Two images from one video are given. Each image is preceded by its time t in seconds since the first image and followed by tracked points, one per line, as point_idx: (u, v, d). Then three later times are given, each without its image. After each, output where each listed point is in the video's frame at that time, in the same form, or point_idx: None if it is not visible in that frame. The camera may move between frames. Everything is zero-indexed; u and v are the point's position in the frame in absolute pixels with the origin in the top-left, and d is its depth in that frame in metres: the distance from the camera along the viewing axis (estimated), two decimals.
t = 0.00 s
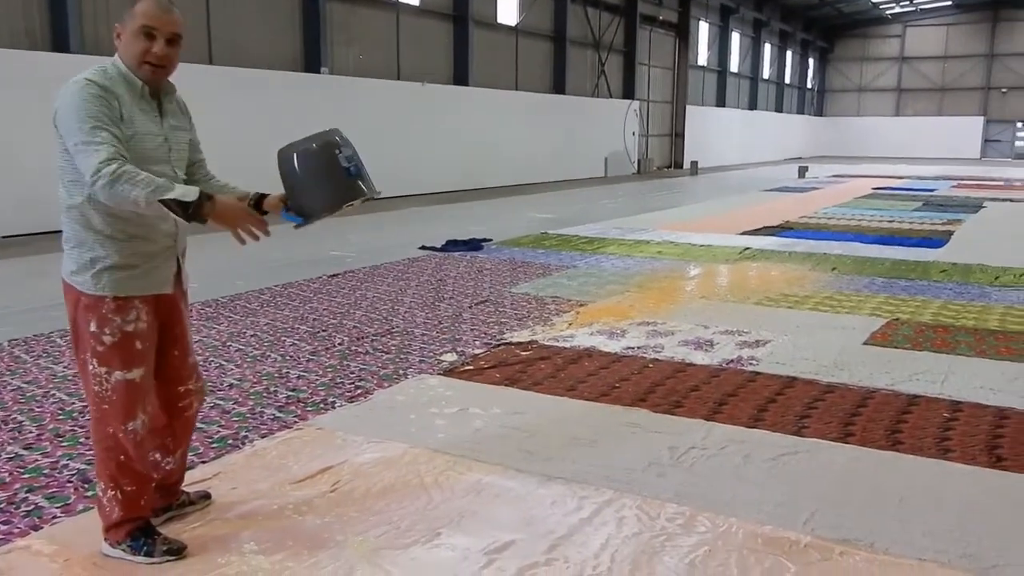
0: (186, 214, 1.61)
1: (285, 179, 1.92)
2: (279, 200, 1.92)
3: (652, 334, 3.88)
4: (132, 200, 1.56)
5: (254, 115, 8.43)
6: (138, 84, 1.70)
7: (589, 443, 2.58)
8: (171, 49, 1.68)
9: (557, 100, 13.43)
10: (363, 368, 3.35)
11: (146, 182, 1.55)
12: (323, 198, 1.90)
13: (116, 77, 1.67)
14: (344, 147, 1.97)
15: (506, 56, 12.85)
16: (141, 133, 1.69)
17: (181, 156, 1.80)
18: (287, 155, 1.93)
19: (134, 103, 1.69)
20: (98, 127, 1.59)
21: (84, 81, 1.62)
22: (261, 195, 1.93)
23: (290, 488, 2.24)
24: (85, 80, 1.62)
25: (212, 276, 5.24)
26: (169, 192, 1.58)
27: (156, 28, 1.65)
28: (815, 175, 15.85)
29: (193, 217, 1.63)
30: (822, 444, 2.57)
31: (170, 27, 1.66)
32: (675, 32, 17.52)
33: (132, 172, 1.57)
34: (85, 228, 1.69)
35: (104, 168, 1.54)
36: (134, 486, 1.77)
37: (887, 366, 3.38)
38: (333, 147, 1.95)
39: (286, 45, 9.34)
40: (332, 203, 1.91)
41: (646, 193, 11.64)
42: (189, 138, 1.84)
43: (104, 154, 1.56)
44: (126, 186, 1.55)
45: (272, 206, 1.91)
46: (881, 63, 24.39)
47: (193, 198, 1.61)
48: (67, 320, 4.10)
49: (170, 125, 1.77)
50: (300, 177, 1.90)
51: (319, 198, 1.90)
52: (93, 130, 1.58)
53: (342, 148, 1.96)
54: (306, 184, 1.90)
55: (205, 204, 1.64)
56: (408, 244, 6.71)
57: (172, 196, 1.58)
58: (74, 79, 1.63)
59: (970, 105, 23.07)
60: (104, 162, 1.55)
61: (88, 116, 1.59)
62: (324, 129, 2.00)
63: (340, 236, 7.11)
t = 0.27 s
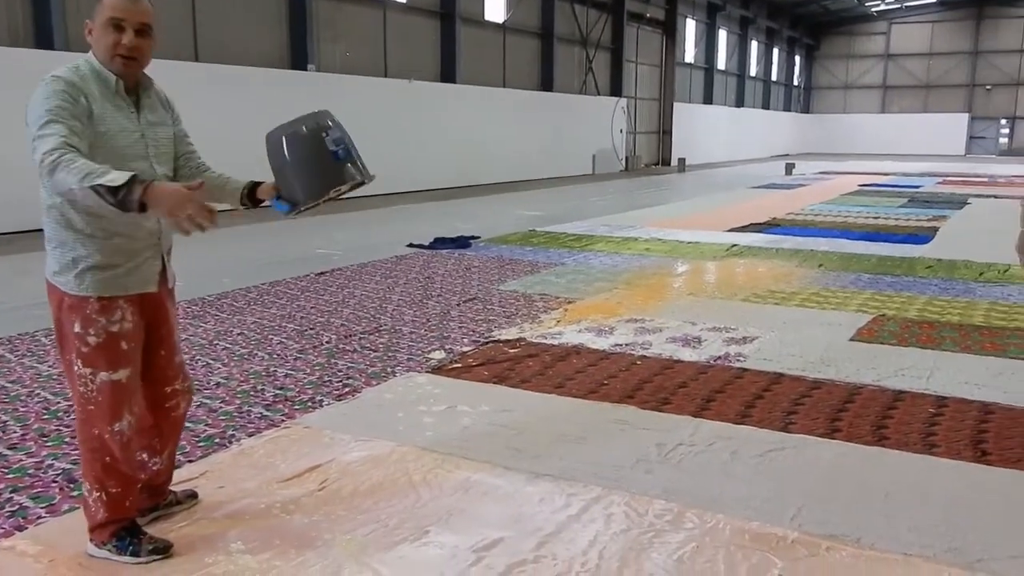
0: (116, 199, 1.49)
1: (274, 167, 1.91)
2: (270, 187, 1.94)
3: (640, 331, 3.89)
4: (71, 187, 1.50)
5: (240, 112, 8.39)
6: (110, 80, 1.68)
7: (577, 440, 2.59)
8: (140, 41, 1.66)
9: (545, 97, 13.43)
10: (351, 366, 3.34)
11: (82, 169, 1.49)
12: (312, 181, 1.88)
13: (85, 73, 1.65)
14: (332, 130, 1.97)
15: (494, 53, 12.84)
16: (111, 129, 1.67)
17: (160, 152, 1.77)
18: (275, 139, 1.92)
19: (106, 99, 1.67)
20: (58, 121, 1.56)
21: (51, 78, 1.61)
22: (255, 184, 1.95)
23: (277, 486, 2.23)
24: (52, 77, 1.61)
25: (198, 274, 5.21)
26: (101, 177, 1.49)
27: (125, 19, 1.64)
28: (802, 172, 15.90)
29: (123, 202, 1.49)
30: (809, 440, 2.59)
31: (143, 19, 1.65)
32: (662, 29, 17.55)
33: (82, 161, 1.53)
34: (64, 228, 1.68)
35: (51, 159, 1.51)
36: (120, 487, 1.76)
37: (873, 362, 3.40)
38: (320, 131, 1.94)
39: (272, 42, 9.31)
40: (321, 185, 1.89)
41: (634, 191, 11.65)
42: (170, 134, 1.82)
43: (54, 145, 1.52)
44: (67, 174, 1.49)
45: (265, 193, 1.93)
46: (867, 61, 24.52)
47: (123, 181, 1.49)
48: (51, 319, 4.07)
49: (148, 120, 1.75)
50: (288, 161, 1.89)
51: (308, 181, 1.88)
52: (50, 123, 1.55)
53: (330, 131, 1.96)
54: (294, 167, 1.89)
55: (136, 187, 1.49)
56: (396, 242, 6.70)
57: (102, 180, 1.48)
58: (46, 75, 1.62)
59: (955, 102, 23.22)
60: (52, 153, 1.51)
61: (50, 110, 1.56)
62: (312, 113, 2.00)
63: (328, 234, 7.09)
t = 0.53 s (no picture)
0: (58, 233, 1.46)
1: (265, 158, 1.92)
2: (263, 178, 1.94)
3: (633, 330, 3.89)
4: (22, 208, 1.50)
5: (233, 111, 8.36)
6: (93, 79, 1.67)
7: (571, 440, 2.58)
8: (121, 37, 1.65)
9: (538, 97, 13.43)
10: (344, 366, 3.33)
11: (31, 192, 1.48)
12: (300, 162, 1.88)
13: (66, 74, 1.64)
14: (320, 113, 1.97)
15: (487, 52, 12.83)
16: (91, 131, 1.65)
17: (148, 150, 1.76)
18: (264, 128, 1.94)
19: (87, 100, 1.66)
20: (31, 127, 1.55)
21: (28, 81, 1.60)
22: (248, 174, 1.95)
23: (271, 486, 2.23)
24: (31, 79, 1.61)
25: (191, 274, 5.20)
26: (46, 207, 1.47)
27: (105, 16, 1.62)
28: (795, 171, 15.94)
29: (64, 237, 1.47)
30: (802, 439, 2.59)
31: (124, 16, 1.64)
32: (655, 28, 17.56)
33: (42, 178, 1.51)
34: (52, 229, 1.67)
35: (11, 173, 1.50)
36: (113, 490, 1.76)
37: (865, 361, 3.40)
38: (305, 115, 1.95)
39: (265, 42, 9.29)
40: (312, 165, 1.88)
41: (627, 190, 11.65)
42: (158, 131, 1.80)
43: (17, 153, 1.52)
44: (18, 195, 1.49)
45: (258, 183, 1.93)
46: (859, 60, 24.58)
47: (63, 216, 1.45)
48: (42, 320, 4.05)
49: (135, 119, 1.74)
50: (278, 147, 1.90)
51: (297, 162, 1.88)
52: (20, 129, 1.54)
53: (316, 113, 1.96)
54: (283, 152, 1.89)
55: (75, 226, 1.46)
56: (390, 241, 6.68)
57: (45, 210, 1.46)
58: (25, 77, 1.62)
59: (947, 101, 23.29)
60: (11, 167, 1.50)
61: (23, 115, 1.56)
62: (300, 98, 2.01)
63: (321, 233, 7.07)
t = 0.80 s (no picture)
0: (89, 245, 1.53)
1: (259, 161, 1.91)
2: (255, 179, 1.93)
3: (629, 328, 3.89)
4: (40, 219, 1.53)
5: (228, 109, 8.34)
6: (80, 78, 1.66)
7: (567, 438, 2.58)
8: (107, 35, 1.63)
9: (534, 95, 13.41)
10: (340, 364, 3.33)
11: (52, 205, 1.51)
12: (297, 168, 1.88)
13: (53, 74, 1.63)
14: (316, 117, 1.96)
15: (483, 50, 12.82)
16: (79, 132, 1.65)
17: (137, 150, 1.75)
18: (259, 129, 1.93)
19: (75, 101, 1.65)
20: (21, 131, 1.54)
21: (14, 80, 1.58)
22: (240, 174, 1.95)
23: (266, 485, 2.22)
24: (18, 79, 1.59)
25: (186, 272, 5.18)
26: (72, 219, 1.52)
27: (90, 13, 1.60)
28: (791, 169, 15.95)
29: (95, 247, 1.53)
30: (798, 436, 2.59)
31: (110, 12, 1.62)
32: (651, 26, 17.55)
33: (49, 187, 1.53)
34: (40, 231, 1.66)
35: (11, 183, 1.51)
36: (104, 491, 1.75)
37: (861, 358, 3.41)
38: (301, 119, 1.94)
39: (260, 39, 9.27)
40: (308, 172, 1.88)
41: (623, 188, 11.65)
42: (147, 129, 1.79)
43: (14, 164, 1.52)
44: (34, 208, 1.51)
45: (251, 183, 1.93)
46: (854, 58, 24.59)
47: (94, 229, 1.52)
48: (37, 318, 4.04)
49: (123, 118, 1.73)
50: (273, 151, 1.89)
51: (293, 169, 1.88)
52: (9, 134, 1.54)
53: (312, 117, 1.95)
54: (277, 157, 1.88)
55: (108, 239, 1.53)
56: (386, 239, 6.67)
57: (73, 224, 1.52)
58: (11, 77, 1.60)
59: (942, 99, 23.32)
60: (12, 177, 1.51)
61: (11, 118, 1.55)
62: (295, 100, 2.00)
63: (317, 232, 7.06)
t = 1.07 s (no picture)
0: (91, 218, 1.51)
1: (255, 157, 1.90)
2: (251, 177, 1.92)
3: (628, 323, 3.89)
4: (44, 204, 1.52)
5: (226, 106, 8.33)
6: (76, 74, 1.65)
7: (565, 433, 2.58)
8: (100, 31, 1.61)
9: (532, 90, 13.39)
10: (338, 360, 3.32)
11: (52, 187, 1.50)
12: (292, 166, 1.86)
13: (48, 70, 1.62)
14: (311, 114, 1.94)
15: (481, 46, 12.79)
16: (74, 129, 1.64)
17: (134, 146, 1.75)
18: (254, 127, 1.91)
19: (70, 97, 1.64)
20: (16, 128, 1.54)
21: (9, 77, 1.58)
22: (236, 171, 1.93)
23: (265, 482, 2.22)
24: (12, 75, 1.58)
25: (184, 269, 5.17)
26: (71, 195, 1.50)
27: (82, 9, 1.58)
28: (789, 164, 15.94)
29: (97, 218, 1.51)
30: (797, 431, 2.59)
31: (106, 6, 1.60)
32: (649, 21, 17.52)
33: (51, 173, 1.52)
34: (36, 228, 1.66)
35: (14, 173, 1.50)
36: (101, 488, 1.74)
37: (859, 354, 3.41)
38: (297, 115, 1.92)
39: (258, 35, 9.24)
40: (303, 169, 1.86)
41: (621, 183, 11.64)
42: (144, 126, 1.79)
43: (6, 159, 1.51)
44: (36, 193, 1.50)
45: (247, 181, 1.92)
46: (853, 53, 24.57)
47: (91, 200, 1.50)
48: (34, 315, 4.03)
49: (119, 115, 1.72)
50: (269, 149, 1.87)
51: (289, 167, 1.86)
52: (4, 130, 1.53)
53: (307, 114, 1.93)
54: (273, 155, 1.87)
55: (107, 205, 1.51)
56: (384, 235, 6.66)
57: (72, 200, 1.50)
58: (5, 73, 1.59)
59: (941, 94, 23.30)
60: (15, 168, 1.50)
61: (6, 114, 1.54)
62: (291, 96, 1.97)
63: (315, 227, 7.05)
